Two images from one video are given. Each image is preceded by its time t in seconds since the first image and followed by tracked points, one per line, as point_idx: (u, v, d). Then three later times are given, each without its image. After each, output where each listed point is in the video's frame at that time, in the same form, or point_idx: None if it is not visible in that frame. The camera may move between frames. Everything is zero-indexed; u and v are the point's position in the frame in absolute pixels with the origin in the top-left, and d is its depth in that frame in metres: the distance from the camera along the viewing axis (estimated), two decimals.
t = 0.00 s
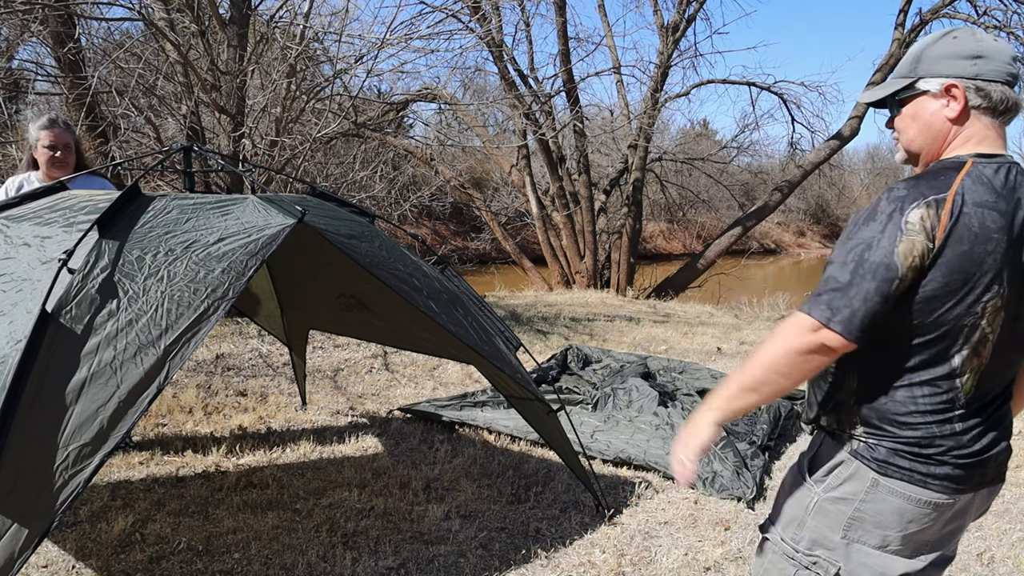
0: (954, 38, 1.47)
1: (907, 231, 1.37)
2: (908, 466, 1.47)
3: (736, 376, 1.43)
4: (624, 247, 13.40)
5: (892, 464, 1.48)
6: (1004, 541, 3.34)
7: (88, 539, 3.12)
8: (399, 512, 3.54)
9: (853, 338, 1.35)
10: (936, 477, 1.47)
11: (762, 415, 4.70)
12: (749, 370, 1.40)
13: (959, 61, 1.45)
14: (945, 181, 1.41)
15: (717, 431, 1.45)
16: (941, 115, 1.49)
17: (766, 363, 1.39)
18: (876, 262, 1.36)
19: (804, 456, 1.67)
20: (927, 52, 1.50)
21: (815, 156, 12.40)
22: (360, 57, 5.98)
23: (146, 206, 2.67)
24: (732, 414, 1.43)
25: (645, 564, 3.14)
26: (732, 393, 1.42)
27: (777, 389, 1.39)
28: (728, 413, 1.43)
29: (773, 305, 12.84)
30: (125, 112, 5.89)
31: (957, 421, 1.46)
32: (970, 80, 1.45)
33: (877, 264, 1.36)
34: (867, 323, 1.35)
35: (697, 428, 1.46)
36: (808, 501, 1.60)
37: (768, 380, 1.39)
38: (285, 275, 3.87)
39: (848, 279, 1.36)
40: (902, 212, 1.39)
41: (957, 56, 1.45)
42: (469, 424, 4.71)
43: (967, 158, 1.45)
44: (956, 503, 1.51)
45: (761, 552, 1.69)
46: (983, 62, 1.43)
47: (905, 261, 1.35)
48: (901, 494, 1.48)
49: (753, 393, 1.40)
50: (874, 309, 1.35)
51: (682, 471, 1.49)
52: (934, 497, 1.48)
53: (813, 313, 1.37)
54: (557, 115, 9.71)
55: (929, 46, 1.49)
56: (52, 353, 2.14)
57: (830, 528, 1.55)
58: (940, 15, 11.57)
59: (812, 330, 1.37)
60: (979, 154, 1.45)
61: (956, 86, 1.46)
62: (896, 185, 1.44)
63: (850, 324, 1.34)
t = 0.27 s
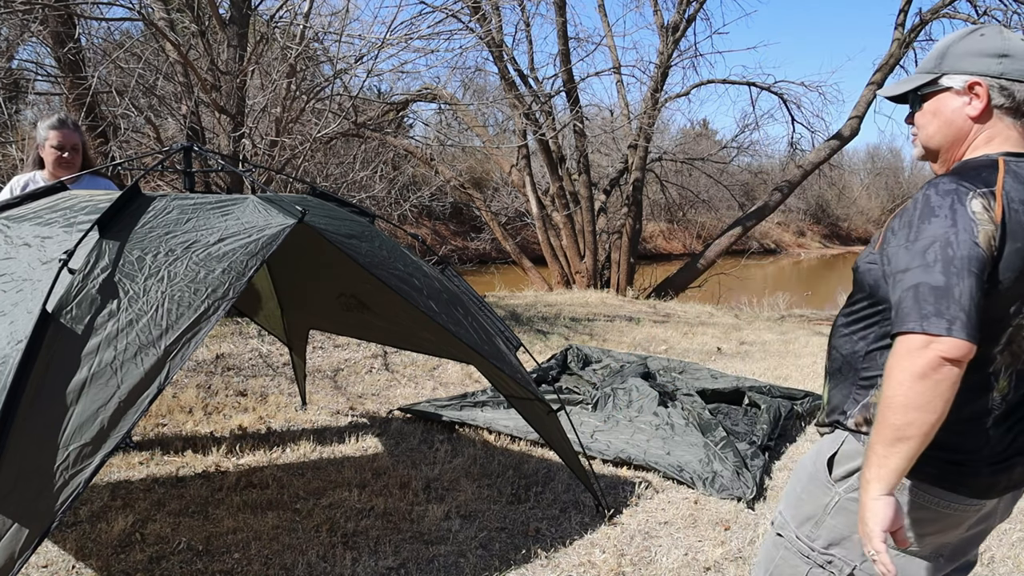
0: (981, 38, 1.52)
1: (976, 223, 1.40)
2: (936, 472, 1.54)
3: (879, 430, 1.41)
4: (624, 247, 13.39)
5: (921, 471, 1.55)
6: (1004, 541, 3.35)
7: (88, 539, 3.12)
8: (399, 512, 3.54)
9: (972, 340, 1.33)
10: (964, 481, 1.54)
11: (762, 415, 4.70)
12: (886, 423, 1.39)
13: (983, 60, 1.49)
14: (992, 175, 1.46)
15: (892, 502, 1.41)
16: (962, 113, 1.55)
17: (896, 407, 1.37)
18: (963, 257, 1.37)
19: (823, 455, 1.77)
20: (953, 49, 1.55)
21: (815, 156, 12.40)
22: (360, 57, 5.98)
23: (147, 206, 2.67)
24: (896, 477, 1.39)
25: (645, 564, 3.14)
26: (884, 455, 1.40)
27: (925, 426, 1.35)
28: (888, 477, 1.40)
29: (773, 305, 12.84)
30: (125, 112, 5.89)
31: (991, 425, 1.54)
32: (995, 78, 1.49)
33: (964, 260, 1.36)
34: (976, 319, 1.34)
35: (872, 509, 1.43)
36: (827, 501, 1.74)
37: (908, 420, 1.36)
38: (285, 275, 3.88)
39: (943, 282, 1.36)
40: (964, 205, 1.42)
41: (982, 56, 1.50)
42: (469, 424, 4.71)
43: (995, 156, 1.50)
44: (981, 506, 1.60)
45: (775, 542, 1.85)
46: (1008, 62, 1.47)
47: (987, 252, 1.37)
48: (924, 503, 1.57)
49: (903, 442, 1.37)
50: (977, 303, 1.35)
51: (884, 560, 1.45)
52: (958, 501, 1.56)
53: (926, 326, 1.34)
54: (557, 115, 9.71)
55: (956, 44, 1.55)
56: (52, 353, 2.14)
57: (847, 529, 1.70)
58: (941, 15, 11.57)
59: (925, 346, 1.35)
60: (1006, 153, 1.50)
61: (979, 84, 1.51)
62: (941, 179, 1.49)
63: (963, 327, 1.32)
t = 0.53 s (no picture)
0: (1005, 34, 1.52)
1: (1005, 223, 1.39)
2: (961, 475, 1.56)
3: (878, 418, 1.43)
4: (624, 247, 13.39)
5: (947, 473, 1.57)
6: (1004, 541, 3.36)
7: (88, 539, 3.12)
8: (399, 512, 3.54)
9: (992, 343, 1.34)
10: (988, 482, 1.57)
11: (762, 415, 4.71)
12: (886, 412, 1.41)
13: (1006, 57, 1.49)
14: (1020, 174, 1.45)
15: (874, 486, 1.46)
16: (981, 110, 1.55)
17: (900, 400, 1.39)
18: (992, 258, 1.36)
19: (839, 459, 1.77)
20: (977, 44, 1.55)
21: (815, 156, 12.41)
22: (360, 57, 5.98)
23: (147, 206, 2.67)
24: (884, 463, 1.44)
25: (645, 563, 3.14)
26: (877, 441, 1.44)
27: (924, 423, 1.37)
28: (877, 463, 1.44)
29: (773, 305, 12.85)
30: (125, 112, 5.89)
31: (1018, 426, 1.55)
32: (1017, 77, 1.49)
33: (992, 261, 1.36)
34: (999, 321, 1.34)
35: (853, 489, 1.48)
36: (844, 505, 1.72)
37: (910, 415, 1.38)
38: (285, 275, 3.88)
39: (970, 282, 1.35)
40: (993, 205, 1.41)
41: (1006, 53, 1.49)
42: (470, 424, 4.71)
43: (1015, 154, 1.50)
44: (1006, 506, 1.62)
45: (789, 547, 1.84)
46: None
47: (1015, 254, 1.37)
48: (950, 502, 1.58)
49: (899, 434, 1.40)
50: (1001, 305, 1.35)
51: (850, 537, 1.50)
52: (985, 502, 1.58)
53: (949, 325, 1.34)
54: (556, 115, 9.71)
55: (980, 40, 1.54)
56: (52, 353, 2.14)
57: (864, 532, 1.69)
58: (941, 15, 11.57)
59: (944, 347, 1.35)
60: None
61: (1000, 82, 1.51)
62: (970, 176, 1.47)
63: (986, 328, 1.33)
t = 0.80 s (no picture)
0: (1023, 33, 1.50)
1: (1012, 227, 1.39)
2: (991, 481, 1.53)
3: (859, 404, 1.48)
4: (624, 247, 13.39)
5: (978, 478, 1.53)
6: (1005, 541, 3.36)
7: (88, 539, 3.12)
8: (399, 512, 3.54)
9: (984, 345, 1.35)
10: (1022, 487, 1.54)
11: (762, 415, 4.71)
12: (868, 398, 1.46)
13: None
14: None
15: (839, 466, 1.54)
16: (996, 110, 1.53)
17: (882, 390, 1.43)
18: (997, 260, 1.36)
19: (867, 480, 1.71)
20: (994, 42, 1.53)
21: (815, 156, 12.41)
22: (360, 57, 5.98)
23: (147, 206, 2.67)
24: (854, 446, 1.51)
25: (645, 564, 3.14)
26: (853, 425, 1.49)
27: (900, 417, 1.42)
28: (848, 446, 1.51)
29: (773, 305, 12.85)
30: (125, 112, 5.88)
31: None
32: None
33: (996, 264, 1.36)
34: (996, 323, 1.35)
35: (819, 462, 1.57)
36: (883, 529, 1.65)
37: (891, 407, 1.42)
38: (285, 275, 3.88)
39: (973, 283, 1.35)
40: (1004, 206, 1.40)
41: None
42: (469, 424, 4.71)
43: None
44: None
45: None
46: None
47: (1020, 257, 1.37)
48: (987, 509, 1.54)
49: (875, 423, 1.45)
50: (1001, 308, 1.35)
51: (801, 507, 1.59)
52: (1017, 507, 1.54)
53: (945, 324, 1.35)
54: (556, 115, 9.71)
55: (997, 37, 1.53)
56: (52, 353, 2.14)
57: (909, 556, 1.61)
58: (941, 15, 11.57)
59: (936, 346, 1.37)
60: None
61: (1016, 82, 1.50)
62: (984, 176, 1.46)
63: (980, 331, 1.34)
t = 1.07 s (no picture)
0: None
1: None
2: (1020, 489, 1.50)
3: (903, 423, 1.42)
4: (624, 247, 13.39)
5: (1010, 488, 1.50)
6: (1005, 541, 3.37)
7: (88, 539, 3.12)
8: (399, 512, 3.54)
9: None
10: None
11: (762, 415, 4.71)
12: (913, 416, 1.40)
13: None
14: None
15: (891, 493, 1.46)
16: (1004, 106, 1.53)
17: (928, 405, 1.38)
18: None
19: (902, 508, 1.69)
20: (1004, 38, 1.53)
21: (815, 156, 12.41)
22: (360, 57, 5.98)
23: (147, 206, 2.67)
24: (905, 470, 1.43)
25: (645, 564, 3.14)
26: (901, 446, 1.43)
27: (950, 432, 1.37)
28: (898, 470, 1.44)
29: (773, 305, 12.85)
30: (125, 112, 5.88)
31: None
32: None
33: None
34: None
35: (868, 492, 1.48)
36: (929, 556, 1.61)
37: (938, 421, 1.37)
38: (286, 275, 3.88)
39: (1010, 284, 1.33)
40: None
41: None
42: (470, 424, 4.71)
43: None
44: None
45: None
46: None
47: None
48: None
49: (925, 441, 1.39)
50: None
51: (860, 540, 1.50)
52: None
53: (988, 330, 1.32)
54: (556, 115, 9.71)
55: (1007, 33, 1.53)
56: (52, 353, 2.14)
57: None
58: (941, 15, 11.57)
59: (978, 354, 1.34)
60: None
61: None
62: (1004, 173, 1.46)
63: None
